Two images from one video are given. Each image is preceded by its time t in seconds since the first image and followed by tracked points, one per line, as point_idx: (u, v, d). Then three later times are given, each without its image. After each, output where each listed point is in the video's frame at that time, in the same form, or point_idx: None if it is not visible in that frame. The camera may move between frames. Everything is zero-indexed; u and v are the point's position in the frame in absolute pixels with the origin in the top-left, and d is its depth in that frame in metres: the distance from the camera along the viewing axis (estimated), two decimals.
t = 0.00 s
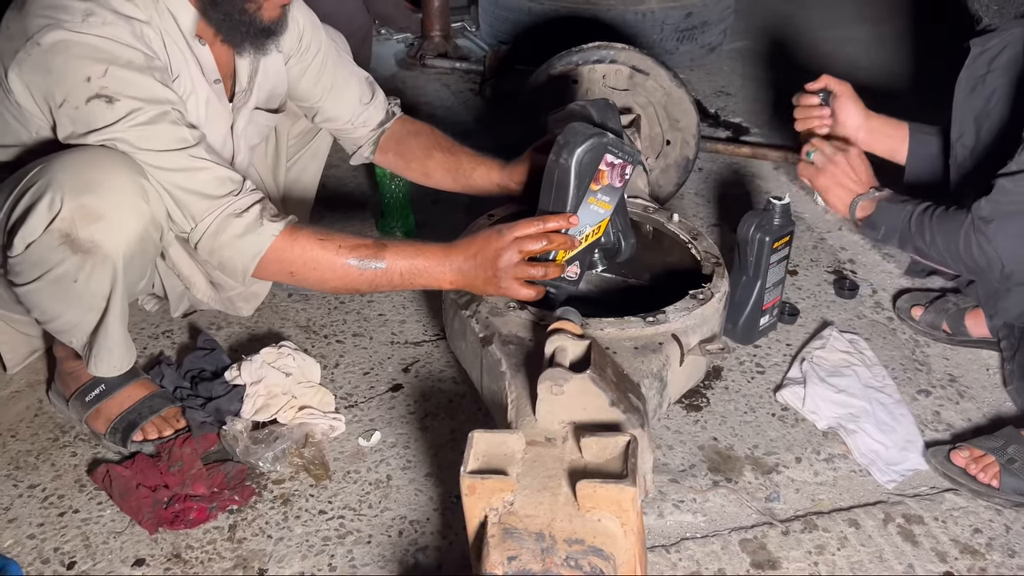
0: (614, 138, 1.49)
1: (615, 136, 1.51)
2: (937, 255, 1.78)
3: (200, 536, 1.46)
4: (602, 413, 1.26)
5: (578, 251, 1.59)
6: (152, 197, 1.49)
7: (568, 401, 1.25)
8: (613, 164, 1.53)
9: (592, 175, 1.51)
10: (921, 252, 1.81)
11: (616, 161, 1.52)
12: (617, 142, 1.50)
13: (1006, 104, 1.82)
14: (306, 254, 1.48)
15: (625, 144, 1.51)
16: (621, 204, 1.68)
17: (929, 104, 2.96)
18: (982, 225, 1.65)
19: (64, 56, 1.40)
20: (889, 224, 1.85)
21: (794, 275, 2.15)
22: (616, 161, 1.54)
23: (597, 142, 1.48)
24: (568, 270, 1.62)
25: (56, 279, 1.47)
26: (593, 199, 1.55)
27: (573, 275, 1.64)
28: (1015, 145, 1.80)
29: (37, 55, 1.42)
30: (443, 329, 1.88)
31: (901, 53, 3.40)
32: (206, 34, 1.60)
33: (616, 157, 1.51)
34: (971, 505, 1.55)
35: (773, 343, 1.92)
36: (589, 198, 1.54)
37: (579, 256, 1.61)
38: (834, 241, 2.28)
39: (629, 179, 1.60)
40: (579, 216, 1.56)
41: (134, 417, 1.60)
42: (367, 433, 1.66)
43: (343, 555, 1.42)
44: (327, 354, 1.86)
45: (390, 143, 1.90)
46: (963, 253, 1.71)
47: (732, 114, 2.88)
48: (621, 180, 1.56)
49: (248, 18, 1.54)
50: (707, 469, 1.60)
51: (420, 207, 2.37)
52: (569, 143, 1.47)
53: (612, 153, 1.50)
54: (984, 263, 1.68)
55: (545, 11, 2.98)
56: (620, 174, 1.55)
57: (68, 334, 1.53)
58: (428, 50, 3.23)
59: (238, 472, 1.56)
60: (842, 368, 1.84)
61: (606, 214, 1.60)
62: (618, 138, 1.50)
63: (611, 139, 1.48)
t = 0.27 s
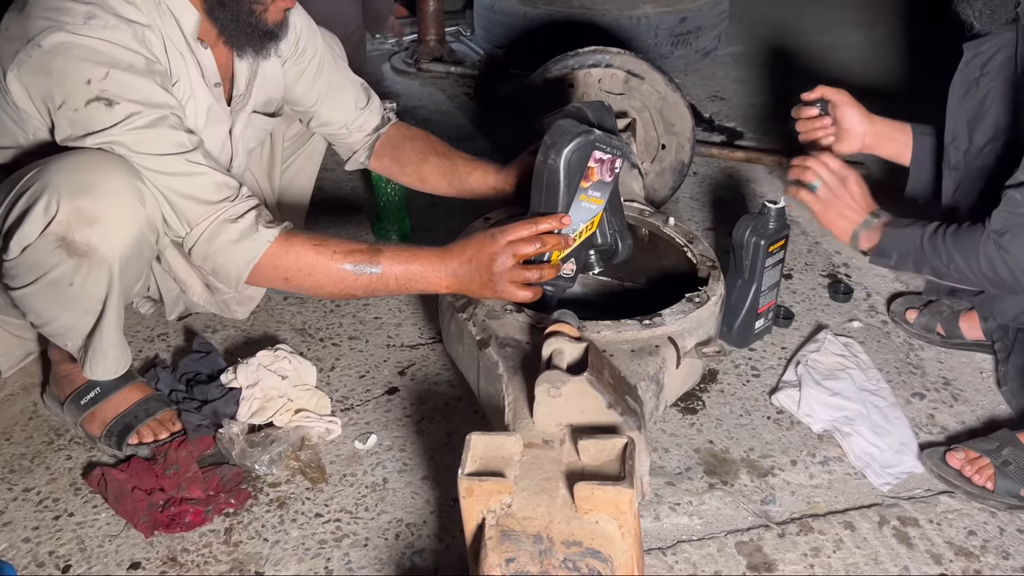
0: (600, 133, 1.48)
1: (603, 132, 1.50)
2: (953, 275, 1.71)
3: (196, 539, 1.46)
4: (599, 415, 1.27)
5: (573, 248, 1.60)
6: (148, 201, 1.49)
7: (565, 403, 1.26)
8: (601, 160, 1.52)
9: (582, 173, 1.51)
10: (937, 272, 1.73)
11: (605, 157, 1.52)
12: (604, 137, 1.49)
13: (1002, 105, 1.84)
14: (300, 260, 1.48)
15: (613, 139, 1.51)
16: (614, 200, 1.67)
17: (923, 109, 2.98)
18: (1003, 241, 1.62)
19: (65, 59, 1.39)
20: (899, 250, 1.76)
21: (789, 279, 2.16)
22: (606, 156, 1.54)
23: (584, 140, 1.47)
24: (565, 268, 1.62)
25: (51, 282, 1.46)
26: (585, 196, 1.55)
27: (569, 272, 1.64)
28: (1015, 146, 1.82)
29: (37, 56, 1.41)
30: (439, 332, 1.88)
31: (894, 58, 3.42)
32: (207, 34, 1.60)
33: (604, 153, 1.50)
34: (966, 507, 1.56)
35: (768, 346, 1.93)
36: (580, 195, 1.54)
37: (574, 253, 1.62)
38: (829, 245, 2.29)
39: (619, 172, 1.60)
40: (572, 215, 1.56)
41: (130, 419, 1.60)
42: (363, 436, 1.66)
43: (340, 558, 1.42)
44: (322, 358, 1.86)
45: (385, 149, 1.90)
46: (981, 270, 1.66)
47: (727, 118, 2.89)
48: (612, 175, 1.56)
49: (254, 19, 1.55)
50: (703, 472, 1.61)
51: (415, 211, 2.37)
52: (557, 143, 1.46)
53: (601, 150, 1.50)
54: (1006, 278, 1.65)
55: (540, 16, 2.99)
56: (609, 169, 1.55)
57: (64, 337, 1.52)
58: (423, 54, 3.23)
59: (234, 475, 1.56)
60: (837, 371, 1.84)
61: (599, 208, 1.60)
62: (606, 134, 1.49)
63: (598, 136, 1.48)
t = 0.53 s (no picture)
0: (588, 134, 1.46)
1: (591, 131, 1.48)
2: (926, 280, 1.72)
3: (191, 543, 1.46)
4: (594, 419, 1.27)
5: (567, 249, 1.60)
6: (144, 207, 1.49)
7: (560, 407, 1.26)
8: (591, 161, 1.50)
9: (571, 174, 1.50)
10: (912, 277, 1.73)
11: (594, 157, 1.49)
12: (592, 138, 1.47)
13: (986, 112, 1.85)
14: (295, 267, 1.48)
15: (602, 137, 1.48)
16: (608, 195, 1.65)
17: (916, 114, 2.99)
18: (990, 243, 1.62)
19: (65, 63, 1.40)
20: (867, 256, 1.75)
21: (783, 283, 2.16)
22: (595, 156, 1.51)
23: (572, 143, 1.46)
24: (560, 268, 1.63)
25: (47, 288, 1.46)
26: (576, 197, 1.54)
27: (565, 272, 1.64)
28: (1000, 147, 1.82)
29: (37, 60, 1.42)
30: (434, 336, 1.88)
31: (888, 63, 3.44)
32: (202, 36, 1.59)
33: (592, 153, 1.48)
34: (959, 510, 1.57)
35: (762, 350, 1.94)
36: (570, 197, 1.53)
37: (569, 252, 1.62)
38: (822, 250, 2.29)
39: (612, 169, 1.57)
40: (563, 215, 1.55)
41: (125, 423, 1.60)
42: (358, 440, 1.66)
43: (334, 562, 1.42)
44: (318, 362, 1.85)
45: (380, 148, 1.90)
46: (965, 272, 1.66)
47: (722, 123, 2.90)
48: (602, 172, 1.54)
49: (250, 24, 1.55)
50: (698, 475, 1.61)
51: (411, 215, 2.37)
52: (543, 147, 1.46)
53: (590, 150, 1.48)
54: (988, 281, 1.65)
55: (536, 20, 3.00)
56: (599, 168, 1.53)
57: (59, 341, 1.52)
58: (419, 58, 3.24)
59: (229, 479, 1.56)
60: (831, 375, 1.85)
61: (592, 207, 1.58)
62: (594, 135, 1.47)
63: (586, 137, 1.46)
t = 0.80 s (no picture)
0: (586, 137, 1.45)
1: (590, 134, 1.47)
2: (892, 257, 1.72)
3: (189, 542, 1.46)
4: (593, 419, 1.27)
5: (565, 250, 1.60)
6: (144, 207, 1.49)
7: (559, 406, 1.26)
8: (590, 163, 1.49)
9: (570, 176, 1.49)
10: (877, 254, 1.73)
11: (593, 159, 1.49)
12: (591, 141, 1.46)
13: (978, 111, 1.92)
14: (294, 270, 1.48)
15: (600, 139, 1.48)
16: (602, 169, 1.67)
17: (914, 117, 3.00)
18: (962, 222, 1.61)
19: (66, 66, 1.40)
20: (843, 231, 1.75)
21: (781, 285, 2.17)
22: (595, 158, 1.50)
23: (571, 145, 1.45)
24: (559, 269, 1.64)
25: (46, 286, 1.47)
26: (574, 200, 1.54)
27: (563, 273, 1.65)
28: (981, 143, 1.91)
29: (38, 64, 1.42)
30: (433, 336, 1.89)
31: (885, 67, 3.45)
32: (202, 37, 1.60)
33: (591, 155, 1.48)
34: (956, 511, 1.57)
35: (760, 351, 1.94)
36: (569, 198, 1.53)
37: (567, 254, 1.62)
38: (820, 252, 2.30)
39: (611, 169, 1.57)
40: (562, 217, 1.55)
41: (123, 422, 1.60)
42: (357, 440, 1.66)
43: (333, 561, 1.42)
44: (316, 361, 1.86)
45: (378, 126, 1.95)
46: (931, 250, 1.65)
47: (720, 125, 2.91)
48: (602, 174, 1.53)
49: (249, 26, 1.55)
50: (696, 476, 1.62)
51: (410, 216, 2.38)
52: (542, 149, 1.45)
53: (588, 153, 1.47)
54: (949, 262, 1.64)
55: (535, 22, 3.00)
56: (598, 170, 1.52)
57: (58, 340, 1.52)
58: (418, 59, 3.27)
59: (228, 478, 1.56)
60: (828, 376, 1.85)
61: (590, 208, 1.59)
62: (592, 137, 1.46)
63: (584, 140, 1.45)
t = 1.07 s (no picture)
0: (580, 109, 1.45)
1: (584, 108, 1.47)
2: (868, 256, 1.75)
3: (191, 536, 1.47)
4: (594, 414, 1.28)
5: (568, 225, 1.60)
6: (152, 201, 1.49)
7: (560, 401, 1.27)
8: (586, 136, 1.49)
9: (567, 150, 1.49)
10: (854, 253, 1.77)
11: (589, 132, 1.49)
12: (585, 113, 1.47)
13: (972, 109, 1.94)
14: (298, 266, 1.49)
15: (594, 113, 1.48)
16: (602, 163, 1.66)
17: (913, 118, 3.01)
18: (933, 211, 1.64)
19: (75, 69, 1.41)
20: (824, 234, 1.80)
21: (781, 284, 2.18)
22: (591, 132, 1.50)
23: (565, 119, 1.45)
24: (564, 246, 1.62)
25: (52, 278, 1.47)
26: (574, 173, 1.53)
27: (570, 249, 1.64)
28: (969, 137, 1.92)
29: (49, 65, 1.43)
30: (434, 333, 1.89)
31: (886, 68, 3.46)
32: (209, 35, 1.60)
33: (587, 128, 1.47)
34: (954, 509, 1.58)
35: (760, 349, 1.95)
36: (569, 172, 1.52)
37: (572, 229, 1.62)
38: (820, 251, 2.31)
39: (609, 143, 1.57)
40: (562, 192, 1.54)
41: (125, 417, 1.60)
42: (358, 435, 1.67)
43: (334, 555, 1.43)
44: (318, 357, 1.86)
45: (368, 142, 1.94)
46: (903, 242, 1.68)
47: (720, 125, 2.92)
48: (599, 148, 1.53)
49: (256, 22, 1.55)
50: (696, 473, 1.62)
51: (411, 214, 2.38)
52: (537, 124, 1.46)
53: (583, 125, 1.47)
54: (920, 253, 1.68)
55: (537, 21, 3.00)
56: (596, 143, 1.52)
57: (62, 333, 1.53)
58: (419, 58, 3.33)
59: (229, 472, 1.57)
60: (828, 374, 1.86)
61: (592, 183, 1.58)
62: (587, 110, 1.46)
63: (578, 112, 1.45)
